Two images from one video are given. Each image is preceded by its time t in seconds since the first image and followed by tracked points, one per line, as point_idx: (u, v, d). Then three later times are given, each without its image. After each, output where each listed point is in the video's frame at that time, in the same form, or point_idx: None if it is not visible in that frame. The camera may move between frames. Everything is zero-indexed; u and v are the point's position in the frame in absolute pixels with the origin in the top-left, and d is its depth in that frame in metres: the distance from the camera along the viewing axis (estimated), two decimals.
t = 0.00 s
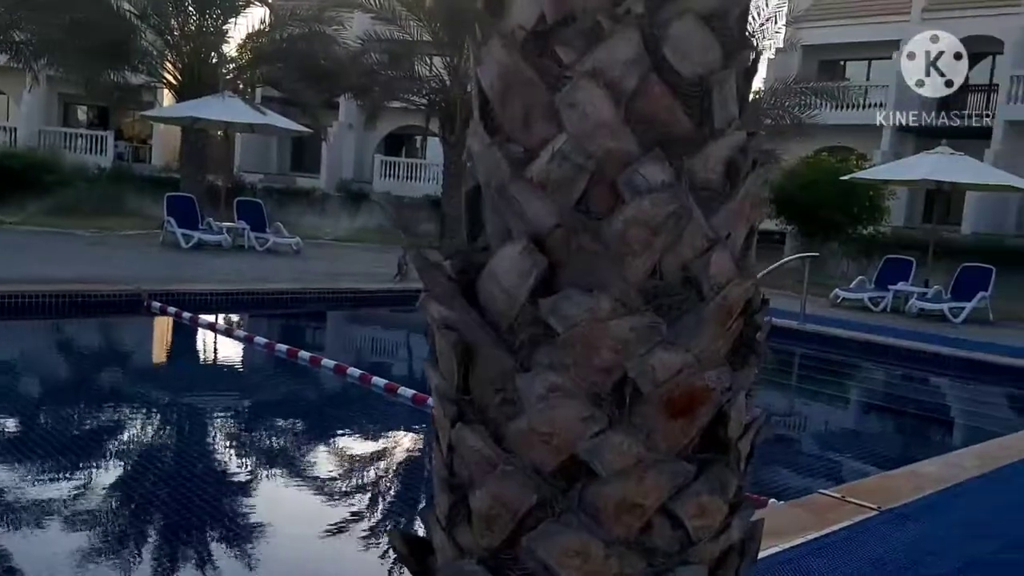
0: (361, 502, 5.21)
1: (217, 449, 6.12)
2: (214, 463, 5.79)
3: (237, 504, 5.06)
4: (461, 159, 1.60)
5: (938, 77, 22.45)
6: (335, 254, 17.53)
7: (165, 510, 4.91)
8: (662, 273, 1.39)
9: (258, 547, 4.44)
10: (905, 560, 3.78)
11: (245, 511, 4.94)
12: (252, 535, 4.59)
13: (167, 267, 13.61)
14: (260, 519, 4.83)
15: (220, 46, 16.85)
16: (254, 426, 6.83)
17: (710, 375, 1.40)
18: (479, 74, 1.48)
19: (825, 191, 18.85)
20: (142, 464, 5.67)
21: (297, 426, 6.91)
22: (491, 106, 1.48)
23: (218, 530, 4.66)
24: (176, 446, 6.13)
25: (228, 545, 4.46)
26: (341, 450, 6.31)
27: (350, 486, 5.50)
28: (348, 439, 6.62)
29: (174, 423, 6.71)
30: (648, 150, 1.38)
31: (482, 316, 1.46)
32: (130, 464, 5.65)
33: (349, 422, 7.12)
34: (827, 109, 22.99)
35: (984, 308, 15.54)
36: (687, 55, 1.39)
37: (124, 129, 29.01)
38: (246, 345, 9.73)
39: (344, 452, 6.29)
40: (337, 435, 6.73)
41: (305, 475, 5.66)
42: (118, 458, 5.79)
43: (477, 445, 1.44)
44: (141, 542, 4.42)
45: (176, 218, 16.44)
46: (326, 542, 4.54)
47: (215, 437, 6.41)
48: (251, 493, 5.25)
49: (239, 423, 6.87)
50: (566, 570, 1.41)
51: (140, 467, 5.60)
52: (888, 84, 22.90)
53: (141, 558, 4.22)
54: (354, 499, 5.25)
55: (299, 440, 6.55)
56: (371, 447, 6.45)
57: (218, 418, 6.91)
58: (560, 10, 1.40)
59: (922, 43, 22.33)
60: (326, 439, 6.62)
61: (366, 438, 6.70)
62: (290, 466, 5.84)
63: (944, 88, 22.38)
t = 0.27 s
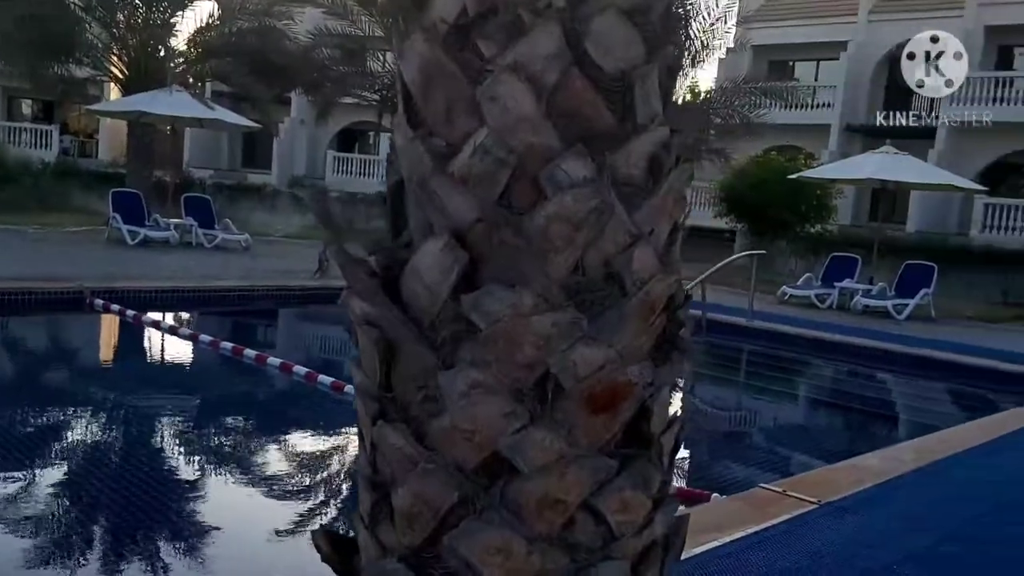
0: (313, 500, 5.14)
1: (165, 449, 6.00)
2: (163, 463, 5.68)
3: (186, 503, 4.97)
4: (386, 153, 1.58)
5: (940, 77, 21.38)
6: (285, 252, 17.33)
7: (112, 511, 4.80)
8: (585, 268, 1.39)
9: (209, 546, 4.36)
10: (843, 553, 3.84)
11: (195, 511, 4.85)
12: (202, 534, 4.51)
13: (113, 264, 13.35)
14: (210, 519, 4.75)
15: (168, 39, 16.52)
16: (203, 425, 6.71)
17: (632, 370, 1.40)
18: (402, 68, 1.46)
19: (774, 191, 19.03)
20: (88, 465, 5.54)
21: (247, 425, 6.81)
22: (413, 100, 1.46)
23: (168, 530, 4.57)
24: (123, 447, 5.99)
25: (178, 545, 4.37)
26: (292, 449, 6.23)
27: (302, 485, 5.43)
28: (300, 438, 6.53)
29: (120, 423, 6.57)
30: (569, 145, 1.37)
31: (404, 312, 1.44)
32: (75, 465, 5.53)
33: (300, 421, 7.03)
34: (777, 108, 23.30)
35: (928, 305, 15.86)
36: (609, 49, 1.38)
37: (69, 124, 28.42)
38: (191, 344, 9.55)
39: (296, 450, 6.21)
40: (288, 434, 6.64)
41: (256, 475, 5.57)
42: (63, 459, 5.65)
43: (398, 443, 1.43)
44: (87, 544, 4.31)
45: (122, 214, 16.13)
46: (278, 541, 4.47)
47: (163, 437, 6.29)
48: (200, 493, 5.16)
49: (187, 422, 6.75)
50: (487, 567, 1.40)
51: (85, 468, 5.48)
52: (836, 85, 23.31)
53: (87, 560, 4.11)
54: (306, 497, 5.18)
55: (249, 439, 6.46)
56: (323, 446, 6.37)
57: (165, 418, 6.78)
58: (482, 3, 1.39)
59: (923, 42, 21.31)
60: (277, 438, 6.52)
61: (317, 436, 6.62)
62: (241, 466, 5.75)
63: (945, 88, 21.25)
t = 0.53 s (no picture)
0: (263, 500, 5.06)
1: (110, 450, 5.88)
2: (108, 465, 5.56)
3: (132, 506, 4.86)
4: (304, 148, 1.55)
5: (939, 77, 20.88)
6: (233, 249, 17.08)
7: (54, 513, 4.68)
8: (506, 263, 1.37)
9: (155, 548, 4.27)
10: (781, 546, 3.90)
11: (141, 513, 4.74)
12: (149, 536, 4.41)
13: (54, 261, 13.04)
14: (156, 520, 4.65)
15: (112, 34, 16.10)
16: (150, 425, 6.59)
17: (552, 367, 1.39)
18: (320, 62, 1.43)
19: (723, 190, 19.16)
20: (30, 466, 5.41)
21: (196, 426, 6.69)
22: (332, 95, 1.43)
23: (112, 532, 4.46)
24: (67, 448, 5.85)
25: (122, 547, 4.27)
26: (242, 450, 6.13)
27: (252, 486, 5.34)
28: (250, 439, 6.43)
29: (64, 423, 6.42)
30: (487, 142, 1.36)
31: (323, 311, 1.42)
32: (16, 466, 5.38)
33: (251, 421, 6.92)
34: (726, 107, 23.54)
35: (871, 301, 16.15)
36: (527, 45, 1.37)
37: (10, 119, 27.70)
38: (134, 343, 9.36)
39: (246, 451, 6.11)
40: (237, 434, 6.53)
41: (204, 476, 5.47)
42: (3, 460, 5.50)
43: (315, 443, 1.41)
44: (27, 547, 4.20)
45: (64, 210, 15.77)
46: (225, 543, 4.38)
47: (108, 438, 6.15)
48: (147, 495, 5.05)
49: (134, 423, 6.62)
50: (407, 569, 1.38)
51: (27, 469, 5.34)
52: (784, 85, 23.61)
53: (27, 563, 4.00)
54: (256, 498, 5.09)
55: (198, 439, 6.35)
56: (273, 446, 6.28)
57: (110, 419, 6.64)
58: None
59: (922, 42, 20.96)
60: (226, 438, 6.42)
61: (268, 436, 6.52)
62: (189, 467, 5.65)
63: (947, 88, 20.75)
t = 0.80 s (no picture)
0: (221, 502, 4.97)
1: (64, 453, 5.75)
2: (62, 468, 5.44)
3: (86, 508, 4.75)
4: (237, 145, 1.52)
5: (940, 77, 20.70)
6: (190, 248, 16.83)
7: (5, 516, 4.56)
8: (441, 261, 1.35)
9: (110, 551, 4.17)
10: (732, 541, 3.92)
11: (95, 515, 4.64)
12: (103, 539, 4.31)
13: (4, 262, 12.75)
14: (111, 522, 4.55)
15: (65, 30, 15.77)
16: (107, 428, 6.46)
17: (489, 366, 1.37)
18: (250, 58, 1.41)
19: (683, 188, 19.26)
20: None
21: (153, 427, 6.57)
22: (262, 90, 1.40)
23: (66, 536, 4.35)
24: (21, 451, 5.71)
25: (76, 550, 4.17)
26: (200, 452, 6.03)
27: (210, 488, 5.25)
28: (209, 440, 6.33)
29: (16, 426, 6.28)
30: (420, 137, 1.34)
31: (255, 311, 1.39)
32: None
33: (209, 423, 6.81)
34: (686, 105, 23.69)
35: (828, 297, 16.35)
36: (460, 38, 1.35)
37: None
38: (86, 344, 9.16)
39: (204, 453, 6.01)
40: (196, 435, 6.42)
41: (162, 478, 5.37)
42: None
43: (248, 446, 1.38)
44: None
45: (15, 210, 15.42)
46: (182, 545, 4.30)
47: (63, 440, 6.02)
48: (103, 497, 4.94)
49: (89, 425, 6.49)
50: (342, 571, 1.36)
51: None
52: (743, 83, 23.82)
53: None
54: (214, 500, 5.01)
55: (155, 441, 6.23)
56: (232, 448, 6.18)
57: (65, 421, 6.50)
58: None
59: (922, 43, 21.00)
60: (184, 440, 6.31)
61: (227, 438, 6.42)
62: (145, 469, 5.54)
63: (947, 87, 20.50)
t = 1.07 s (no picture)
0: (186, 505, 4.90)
1: (26, 458, 5.64)
2: (24, 473, 5.34)
3: (48, 514, 4.66)
4: (172, 146, 1.49)
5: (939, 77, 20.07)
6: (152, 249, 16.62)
7: None
8: (380, 260, 1.33)
9: (72, 557, 4.10)
10: (693, 537, 3.94)
11: (58, 520, 4.55)
12: (66, 545, 4.24)
13: None
14: (75, 528, 4.47)
15: (23, 28, 15.50)
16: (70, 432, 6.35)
17: (429, 367, 1.35)
18: (183, 55, 1.38)
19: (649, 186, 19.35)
20: None
21: (117, 431, 6.47)
22: (195, 88, 1.38)
23: (27, 542, 4.27)
24: None
25: (37, 556, 4.09)
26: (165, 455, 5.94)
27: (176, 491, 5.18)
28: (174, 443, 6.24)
29: None
30: (355, 137, 1.32)
31: (190, 313, 1.37)
32: None
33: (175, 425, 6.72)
34: (652, 103, 23.77)
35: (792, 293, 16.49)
36: (396, 35, 1.33)
37: None
38: (43, 346, 8.99)
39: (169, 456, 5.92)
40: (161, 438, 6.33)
41: (126, 482, 5.28)
42: None
43: (183, 450, 1.37)
44: None
45: None
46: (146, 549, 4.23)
47: (24, 445, 5.91)
48: (66, 502, 4.86)
49: (52, 429, 6.38)
50: None
51: None
52: (708, 81, 23.98)
53: None
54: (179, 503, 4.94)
55: (120, 444, 6.14)
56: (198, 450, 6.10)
57: (27, 426, 6.38)
58: None
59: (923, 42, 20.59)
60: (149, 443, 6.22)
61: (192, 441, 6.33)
62: (110, 472, 5.45)
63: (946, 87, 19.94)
